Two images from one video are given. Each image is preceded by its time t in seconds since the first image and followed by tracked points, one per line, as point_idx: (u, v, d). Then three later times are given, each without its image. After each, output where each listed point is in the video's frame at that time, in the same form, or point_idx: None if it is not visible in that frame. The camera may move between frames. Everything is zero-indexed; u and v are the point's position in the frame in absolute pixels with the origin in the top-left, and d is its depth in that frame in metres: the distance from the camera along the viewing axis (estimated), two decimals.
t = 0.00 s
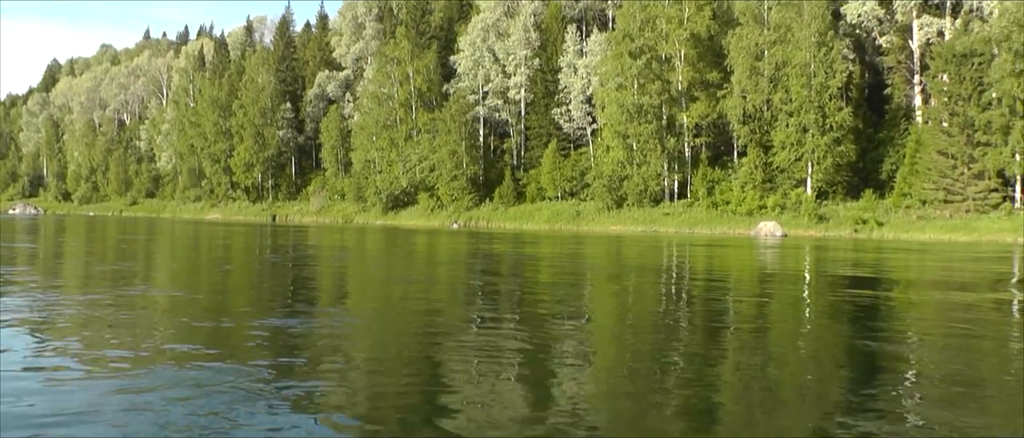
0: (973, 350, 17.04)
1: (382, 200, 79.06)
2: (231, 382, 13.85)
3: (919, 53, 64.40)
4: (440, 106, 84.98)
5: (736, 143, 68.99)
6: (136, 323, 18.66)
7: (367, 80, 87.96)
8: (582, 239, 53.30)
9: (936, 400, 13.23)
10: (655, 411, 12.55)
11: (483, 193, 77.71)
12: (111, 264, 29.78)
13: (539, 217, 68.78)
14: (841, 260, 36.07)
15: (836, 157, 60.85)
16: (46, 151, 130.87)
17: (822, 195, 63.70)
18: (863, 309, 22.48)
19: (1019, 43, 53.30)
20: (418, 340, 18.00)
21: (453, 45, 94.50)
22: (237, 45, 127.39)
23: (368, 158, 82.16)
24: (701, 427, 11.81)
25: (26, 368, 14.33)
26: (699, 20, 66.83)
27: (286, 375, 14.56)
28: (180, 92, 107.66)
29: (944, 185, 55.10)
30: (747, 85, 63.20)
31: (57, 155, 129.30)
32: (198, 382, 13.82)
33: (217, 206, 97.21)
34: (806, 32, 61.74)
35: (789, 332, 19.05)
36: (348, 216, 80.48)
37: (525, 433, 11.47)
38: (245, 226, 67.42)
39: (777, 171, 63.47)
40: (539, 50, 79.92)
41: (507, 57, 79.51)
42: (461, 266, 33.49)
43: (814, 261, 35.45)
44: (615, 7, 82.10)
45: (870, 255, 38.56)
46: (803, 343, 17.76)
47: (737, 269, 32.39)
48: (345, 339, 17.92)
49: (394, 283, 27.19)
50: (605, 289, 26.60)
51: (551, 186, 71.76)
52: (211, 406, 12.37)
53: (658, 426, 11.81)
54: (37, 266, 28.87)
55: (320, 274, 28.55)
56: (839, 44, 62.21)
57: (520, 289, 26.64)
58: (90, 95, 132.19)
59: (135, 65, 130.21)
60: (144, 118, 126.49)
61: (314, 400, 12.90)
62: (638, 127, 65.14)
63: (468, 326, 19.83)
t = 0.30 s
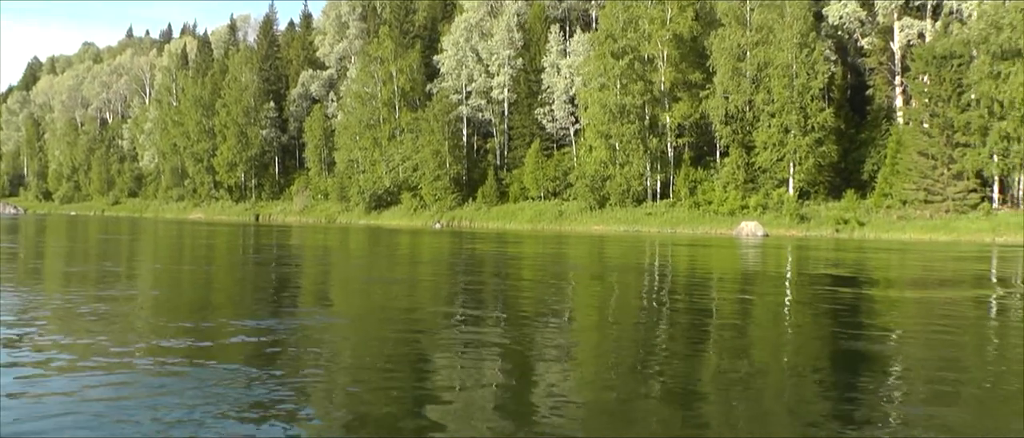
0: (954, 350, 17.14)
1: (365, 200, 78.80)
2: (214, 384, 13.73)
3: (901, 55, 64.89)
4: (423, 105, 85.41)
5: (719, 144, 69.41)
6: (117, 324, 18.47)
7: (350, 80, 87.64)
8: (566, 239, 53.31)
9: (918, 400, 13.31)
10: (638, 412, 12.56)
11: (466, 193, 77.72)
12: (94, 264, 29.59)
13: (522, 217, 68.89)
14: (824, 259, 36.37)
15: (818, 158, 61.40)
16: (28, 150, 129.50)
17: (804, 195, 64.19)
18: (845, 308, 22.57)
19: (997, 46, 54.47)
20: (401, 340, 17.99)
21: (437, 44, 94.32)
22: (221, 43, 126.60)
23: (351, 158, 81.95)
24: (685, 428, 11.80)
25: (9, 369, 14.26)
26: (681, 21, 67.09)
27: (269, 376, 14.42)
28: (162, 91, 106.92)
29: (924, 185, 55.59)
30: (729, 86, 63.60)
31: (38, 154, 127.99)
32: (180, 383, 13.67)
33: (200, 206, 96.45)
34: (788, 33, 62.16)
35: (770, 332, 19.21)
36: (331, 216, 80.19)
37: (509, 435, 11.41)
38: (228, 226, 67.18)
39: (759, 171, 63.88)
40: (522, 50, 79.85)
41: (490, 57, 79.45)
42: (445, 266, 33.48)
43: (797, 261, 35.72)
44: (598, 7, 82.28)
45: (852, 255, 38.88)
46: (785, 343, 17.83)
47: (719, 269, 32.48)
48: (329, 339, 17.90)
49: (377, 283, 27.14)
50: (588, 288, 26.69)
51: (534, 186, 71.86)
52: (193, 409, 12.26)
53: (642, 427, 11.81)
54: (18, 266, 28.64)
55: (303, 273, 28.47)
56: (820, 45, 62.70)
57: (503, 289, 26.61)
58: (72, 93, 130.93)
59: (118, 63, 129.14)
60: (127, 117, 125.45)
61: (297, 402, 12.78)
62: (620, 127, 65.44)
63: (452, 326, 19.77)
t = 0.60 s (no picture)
0: (936, 349, 17.21)
1: (350, 199, 78.63)
2: (197, 384, 13.62)
3: (884, 56, 65.57)
4: (409, 105, 84.37)
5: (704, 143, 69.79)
6: (100, 324, 18.32)
7: (335, 79, 87.30)
8: (552, 238, 53.29)
9: (902, 399, 13.34)
10: (623, 412, 12.56)
11: (451, 193, 77.65)
12: (78, 263, 29.46)
13: (507, 216, 68.99)
14: (808, 259, 36.65)
15: (802, 158, 61.86)
16: (11, 148, 128.14)
17: (788, 195, 64.62)
18: (828, 308, 22.65)
19: (978, 48, 55.19)
20: (386, 339, 17.99)
21: (423, 44, 94.07)
22: (207, 42, 125.83)
23: (336, 157, 81.83)
24: (669, 428, 11.80)
25: None
26: (666, 22, 67.39)
27: (253, 377, 14.31)
28: (146, 90, 106.26)
29: (907, 185, 56.13)
30: (713, 86, 64.05)
31: (21, 152, 126.75)
32: (162, 384, 13.56)
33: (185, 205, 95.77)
34: (773, 34, 62.57)
35: (754, 331, 19.36)
36: (317, 216, 79.84)
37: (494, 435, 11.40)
38: (213, 225, 67.01)
39: (743, 171, 64.26)
40: (507, 50, 79.99)
41: (475, 56, 79.50)
42: (430, 265, 33.52)
43: (781, 260, 36.00)
44: (584, 7, 82.40)
45: (836, 254, 39.18)
46: (769, 343, 17.88)
47: (703, 269, 32.49)
48: (315, 338, 17.88)
49: (362, 282, 27.08)
50: (573, 288, 26.78)
51: (519, 186, 71.92)
52: (179, 409, 12.23)
53: (626, 427, 11.81)
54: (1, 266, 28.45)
55: (287, 273, 28.42)
56: (804, 46, 63.11)
57: (488, 289, 26.56)
58: (55, 91, 129.81)
59: (102, 61, 128.19)
60: (112, 115, 124.51)
61: (282, 403, 12.71)
62: (605, 127, 65.71)
63: (437, 326, 19.79)
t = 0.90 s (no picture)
0: (917, 350, 17.32)
1: (333, 199, 78.38)
2: (177, 387, 13.43)
3: (865, 57, 66.09)
4: (392, 104, 84.50)
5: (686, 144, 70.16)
6: (80, 324, 18.19)
7: (318, 78, 86.92)
8: (535, 238, 53.37)
9: (883, 400, 13.43)
10: (606, 413, 12.54)
11: (434, 193, 77.55)
12: (58, 263, 29.23)
13: (490, 216, 69.01)
14: (790, 258, 36.91)
15: (783, 158, 62.28)
16: None
17: (769, 195, 65.07)
18: (810, 308, 22.78)
19: (957, 49, 56.05)
20: (368, 339, 17.92)
21: (407, 43, 93.74)
22: (190, 40, 125.04)
23: (319, 156, 81.66)
24: (653, 429, 11.81)
25: None
26: (648, 22, 67.59)
27: (234, 379, 14.17)
28: (129, 88, 105.52)
29: (888, 185, 56.64)
30: (695, 87, 64.45)
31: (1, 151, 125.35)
32: (143, 386, 13.40)
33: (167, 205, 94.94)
34: (754, 35, 62.97)
35: (736, 331, 19.46)
36: (300, 215, 79.47)
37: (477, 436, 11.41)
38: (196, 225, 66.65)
39: (725, 171, 64.66)
40: (491, 50, 80.10)
41: (458, 56, 79.49)
42: (414, 265, 33.47)
43: (763, 260, 36.24)
44: (568, 7, 82.47)
45: (817, 254, 39.52)
46: (750, 344, 17.94)
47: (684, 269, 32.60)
48: (298, 339, 17.81)
49: (344, 283, 26.96)
50: (555, 288, 26.80)
51: (502, 185, 71.95)
52: (161, 409, 12.16)
53: (609, 428, 11.79)
54: None
55: (268, 273, 28.28)
56: (786, 47, 63.53)
57: (471, 289, 26.49)
58: (36, 89, 128.60)
59: (84, 59, 127.18)
60: (94, 114, 123.46)
61: (264, 403, 12.67)
62: (587, 127, 65.93)
63: (419, 326, 19.74)
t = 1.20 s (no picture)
0: (900, 349, 17.46)
1: (318, 198, 78.09)
2: (160, 389, 13.30)
3: (849, 58, 66.47)
4: (378, 103, 84.28)
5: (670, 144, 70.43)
6: (61, 325, 18.05)
7: (303, 77, 86.56)
8: (520, 238, 53.41)
9: (867, 400, 13.52)
10: (591, 413, 12.56)
11: (419, 192, 77.40)
12: (40, 263, 28.96)
13: (475, 215, 68.99)
14: (773, 258, 37.10)
15: (767, 159, 62.60)
16: None
17: (754, 195, 65.40)
18: (793, 308, 22.90)
19: (939, 50, 56.25)
20: (353, 340, 17.80)
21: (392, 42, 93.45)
22: (175, 39, 124.20)
23: (304, 155, 81.48)
24: (638, 429, 11.83)
25: None
26: (633, 23, 67.69)
27: (218, 380, 14.07)
28: (113, 86, 104.73)
29: (871, 186, 57.18)
30: (680, 87, 64.69)
31: None
32: (125, 388, 13.25)
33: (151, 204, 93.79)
34: (738, 36, 63.23)
35: (720, 331, 19.49)
36: (285, 215, 79.08)
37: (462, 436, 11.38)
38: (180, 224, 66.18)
39: (710, 170, 65.01)
40: (476, 49, 80.19)
41: (443, 56, 79.45)
42: (398, 265, 33.38)
43: (747, 260, 36.38)
44: (553, 7, 82.53)
45: (801, 253, 39.79)
46: (735, 343, 18.02)
47: (668, 269, 32.68)
48: (280, 339, 17.71)
49: (328, 282, 26.82)
50: (539, 288, 26.75)
51: (487, 185, 71.91)
52: (144, 410, 12.09)
53: (595, 428, 11.80)
54: None
55: (252, 272, 28.10)
56: (770, 48, 63.83)
57: (456, 289, 26.45)
58: (18, 87, 127.47)
59: (67, 57, 126.25)
60: (77, 113, 122.44)
61: (248, 405, 12.58)
62: (572, 128, 66.06)
63: (403, 327, 19.66)
